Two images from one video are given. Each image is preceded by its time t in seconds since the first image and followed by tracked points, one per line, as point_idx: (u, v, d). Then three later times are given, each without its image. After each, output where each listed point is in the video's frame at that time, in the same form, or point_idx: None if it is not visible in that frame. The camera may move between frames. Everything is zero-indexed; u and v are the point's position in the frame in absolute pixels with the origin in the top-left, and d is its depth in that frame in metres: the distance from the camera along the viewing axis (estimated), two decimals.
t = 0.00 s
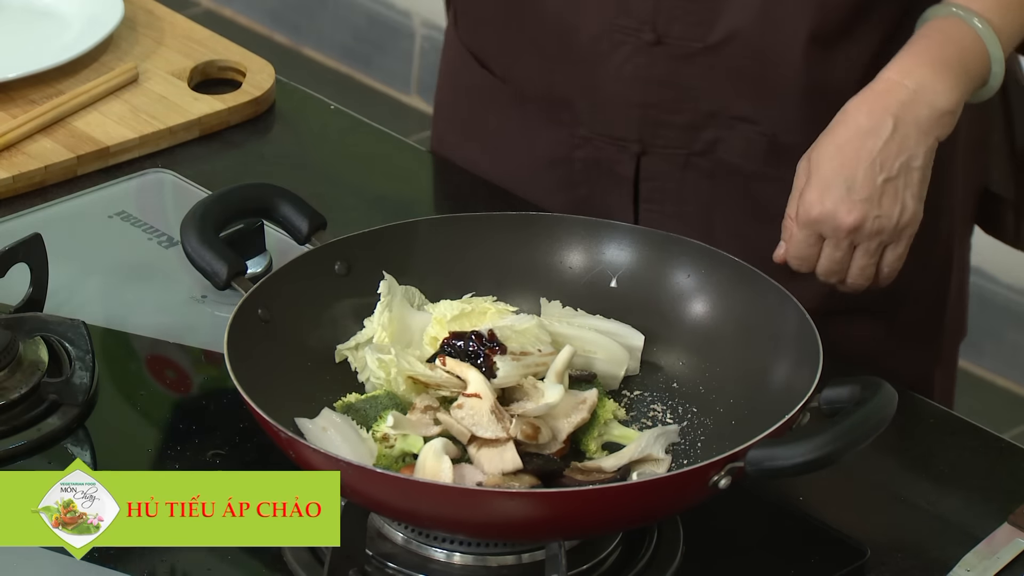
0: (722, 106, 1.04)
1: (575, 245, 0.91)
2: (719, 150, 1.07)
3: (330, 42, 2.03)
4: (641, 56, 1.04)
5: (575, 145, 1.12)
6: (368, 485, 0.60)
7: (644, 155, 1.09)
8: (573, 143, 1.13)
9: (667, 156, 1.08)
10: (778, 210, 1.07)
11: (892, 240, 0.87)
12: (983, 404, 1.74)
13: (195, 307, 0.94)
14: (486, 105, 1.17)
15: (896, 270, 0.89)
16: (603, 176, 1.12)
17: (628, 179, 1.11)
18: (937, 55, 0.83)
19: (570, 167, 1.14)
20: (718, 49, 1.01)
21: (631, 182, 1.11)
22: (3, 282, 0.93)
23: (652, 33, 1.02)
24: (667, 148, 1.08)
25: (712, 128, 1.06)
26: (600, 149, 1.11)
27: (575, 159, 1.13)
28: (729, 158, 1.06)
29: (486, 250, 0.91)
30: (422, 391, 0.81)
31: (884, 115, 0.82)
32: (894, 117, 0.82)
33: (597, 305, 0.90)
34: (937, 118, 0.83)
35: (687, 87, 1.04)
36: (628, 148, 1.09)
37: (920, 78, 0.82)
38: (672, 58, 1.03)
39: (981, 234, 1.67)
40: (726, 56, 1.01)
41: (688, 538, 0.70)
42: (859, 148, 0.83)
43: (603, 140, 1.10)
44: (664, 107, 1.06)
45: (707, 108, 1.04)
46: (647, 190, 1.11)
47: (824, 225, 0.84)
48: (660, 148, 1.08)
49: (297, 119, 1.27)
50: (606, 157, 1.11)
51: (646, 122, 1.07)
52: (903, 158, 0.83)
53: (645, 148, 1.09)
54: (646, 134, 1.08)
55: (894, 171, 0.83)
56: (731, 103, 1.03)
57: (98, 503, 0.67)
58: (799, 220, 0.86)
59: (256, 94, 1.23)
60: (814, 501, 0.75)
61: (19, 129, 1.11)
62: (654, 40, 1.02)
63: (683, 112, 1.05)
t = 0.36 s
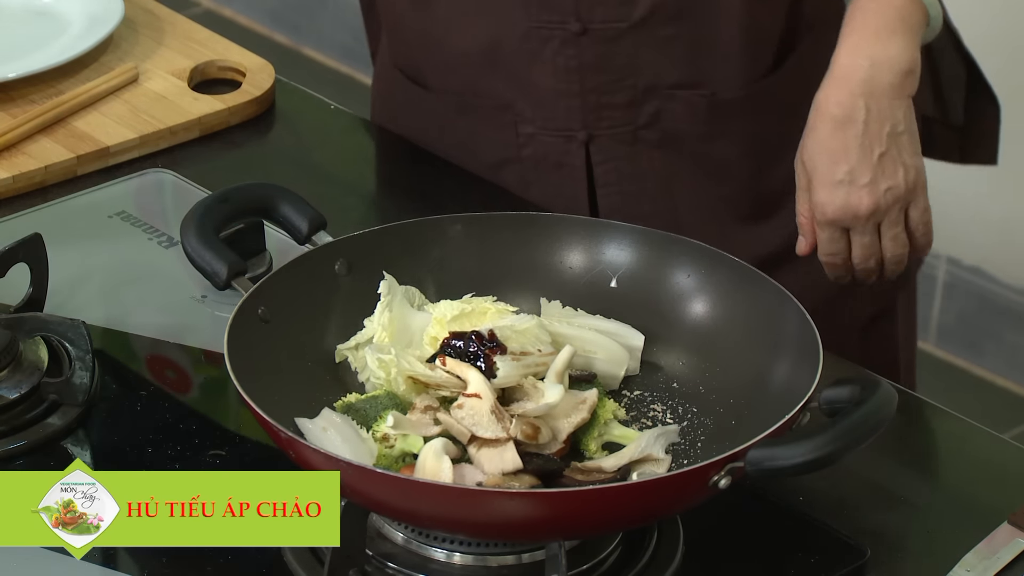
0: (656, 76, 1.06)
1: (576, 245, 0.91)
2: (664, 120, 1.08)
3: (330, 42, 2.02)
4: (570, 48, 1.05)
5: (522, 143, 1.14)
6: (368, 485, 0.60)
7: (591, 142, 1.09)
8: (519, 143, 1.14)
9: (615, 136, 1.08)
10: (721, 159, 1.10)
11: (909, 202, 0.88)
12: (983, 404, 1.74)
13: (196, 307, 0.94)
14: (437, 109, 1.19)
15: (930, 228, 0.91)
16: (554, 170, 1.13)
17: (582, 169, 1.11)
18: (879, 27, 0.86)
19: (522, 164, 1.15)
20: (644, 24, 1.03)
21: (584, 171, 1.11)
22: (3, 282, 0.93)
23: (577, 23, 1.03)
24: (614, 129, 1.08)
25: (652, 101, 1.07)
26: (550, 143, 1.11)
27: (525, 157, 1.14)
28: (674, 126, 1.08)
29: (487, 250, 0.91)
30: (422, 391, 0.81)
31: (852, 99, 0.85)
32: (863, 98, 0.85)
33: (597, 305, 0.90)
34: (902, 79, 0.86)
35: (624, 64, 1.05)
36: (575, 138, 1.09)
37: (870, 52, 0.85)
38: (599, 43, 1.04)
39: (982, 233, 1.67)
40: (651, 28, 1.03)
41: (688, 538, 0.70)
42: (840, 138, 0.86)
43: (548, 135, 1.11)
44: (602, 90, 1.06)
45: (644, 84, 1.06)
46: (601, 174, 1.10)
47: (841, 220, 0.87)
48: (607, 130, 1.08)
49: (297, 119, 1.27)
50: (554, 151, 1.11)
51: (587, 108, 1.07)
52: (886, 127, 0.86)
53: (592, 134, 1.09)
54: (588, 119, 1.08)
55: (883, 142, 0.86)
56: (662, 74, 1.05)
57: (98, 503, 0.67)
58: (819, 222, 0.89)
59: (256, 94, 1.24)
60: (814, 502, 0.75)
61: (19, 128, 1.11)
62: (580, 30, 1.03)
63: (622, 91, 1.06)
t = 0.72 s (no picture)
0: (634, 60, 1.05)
1: (576, 245, 0.91)
2: (641, 104, 1.08)
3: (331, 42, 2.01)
4: (549, 33, 1.05)
5: (502, 130, 1.14)
6: (368, 485, 0.60)
7: (569, 129, 1.09)
8: (499, 129, 1.15)
9: (592, 122, 1.09)
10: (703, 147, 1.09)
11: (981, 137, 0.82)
12: (984, 404, 1.73)
13: (196, 307, 0.94)
14: (420, 93, 1.20)
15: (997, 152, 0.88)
16: (533, 157, 1.14)
17: (560, 155, 1.11)
18: None
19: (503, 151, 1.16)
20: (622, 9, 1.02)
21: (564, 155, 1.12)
22: (3, 283, 0.93)
23: (555, 10, 1.03)
24: (592, 115, 1.08)
25: (629, 85, 1.07)
26: (527, 130, 1.12)
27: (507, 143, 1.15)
28: (654, 110, 1.08)
29: (488, 250, 0.91)
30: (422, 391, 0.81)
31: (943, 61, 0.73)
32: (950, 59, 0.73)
33: (598, 305, 0.90)
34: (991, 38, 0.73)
35: (602, 49, 1.04)
36: (554, 125, 1.09)
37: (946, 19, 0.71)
38: (579, 28, 1.04)
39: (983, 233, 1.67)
40: (629, 14, 1.02)
41: (688, 538, 0.70)
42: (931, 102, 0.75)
43: (528, 121, 1.11)
44: (581, 76, 1.06)
45: (623, 68, 1.05)
46: (583, 160, 1.10)
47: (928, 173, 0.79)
48: (586, 116, 1.08)
49: (297, 119, 1.27)
50: (533, 137, 1.12)
51: (567, 94, 1.07)
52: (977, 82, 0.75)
53: (571, 121, 1.08)
54: (568, 105, 1.08)
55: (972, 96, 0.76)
56: (643, 57, 1.05)
57: (98, 503, 0.67)
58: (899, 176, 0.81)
59: (256, 94, 1.24)
60: (814, 502, 0.75)
61: (19, 129, 1.11)
62: (558, 16, 1.03)
63: (599, 77, 1.06)
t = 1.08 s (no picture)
0: (720, 88, 0.96)
1: (576, 245, 0.91)
2: (719, 139, 0.99)
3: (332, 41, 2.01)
4: (636, 49, 0.96)
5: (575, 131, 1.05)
6: (368, 485, 0.60)
7: (643, 144, 1.01)
8: (571, 131, 1.05)
9: (667, 143, 1.00)
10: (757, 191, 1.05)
11: None
12: (983, 406, 1.74)
13: (195, 307, 0.94)
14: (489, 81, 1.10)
15: None
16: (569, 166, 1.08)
17: (629, 170, 1.03)
18: None
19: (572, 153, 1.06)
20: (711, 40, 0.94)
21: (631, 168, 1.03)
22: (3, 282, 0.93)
23: (646, 25, 0.95)
24: (668, 136, 0.99)
25: (709, 118, 0.98)
26: (602, 136, 1.03)
27: (577, 145, 1.05)
28: (729, 146, 0.99)
29: (488, 250, 0.91)
30: (421, 391, 0.81)
31: None
32: None
33: (597, 305, 0.90)
34: None
35: (684, 77, 0.96)
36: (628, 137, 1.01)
37: None
38: (670, 50, 0.95)
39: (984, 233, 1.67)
40: (717, 49, 0.94)
41: (687, 538, 0.71)
42: None
43: (603, 127, 1.02)
44: (662, 96, 0.98)
45: (701, 99, 0.97)
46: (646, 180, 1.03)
47: None
48: (662, 135, 1.00)
49: (297, 120, 1.27)
50: (605, 144, 1.03)
51: (645, 110, 0.99)
52: None
53: (645, 135, 1.00)
54: (644, 122, 0.99)
55: None
56: (724, 91, 0.96)
57: (98, 503, 0.67)
58: None
59: (255, 94, 1.23)
60: (813, 502, 0.75)
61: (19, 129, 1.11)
62: (648, 33, 0.95)
63: (679, 101, 0.97)
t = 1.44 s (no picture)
0: (852, 168, 0.87)
1: (576, 245, 0.91)
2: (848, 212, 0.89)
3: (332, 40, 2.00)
4: (773, 113, 0.89)
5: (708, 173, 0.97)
6: (368, 485, 0.60)
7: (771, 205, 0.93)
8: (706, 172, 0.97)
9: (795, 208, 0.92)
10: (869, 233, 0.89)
11: None
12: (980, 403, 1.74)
13: (195, 307, 0.94)
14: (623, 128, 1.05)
15: None
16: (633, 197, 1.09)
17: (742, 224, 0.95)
18: None
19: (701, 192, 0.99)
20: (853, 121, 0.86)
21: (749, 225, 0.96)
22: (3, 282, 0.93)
23: (785, 94, 0.87)
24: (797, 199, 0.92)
25: (839, 191, 0.89)
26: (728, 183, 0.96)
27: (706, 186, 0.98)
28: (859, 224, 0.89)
29: (488, 251, 0.91)
30: (421, 391, 0.81)
31: None
32: None
33: (598, 305, 0.90)
34: None
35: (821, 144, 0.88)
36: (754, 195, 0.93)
37: None
38: (805, 121, 0.88)
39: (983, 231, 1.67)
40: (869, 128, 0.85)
41: (689, 538, 0.70)
42: None
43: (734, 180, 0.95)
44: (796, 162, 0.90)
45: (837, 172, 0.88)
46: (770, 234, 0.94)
47: None
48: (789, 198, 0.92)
49: (297, 120, 1.27)
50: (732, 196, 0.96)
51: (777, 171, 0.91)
52: None
53: (773, 197, 0.93)
54: (774, 182, 0.92)
55: None
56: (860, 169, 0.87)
57: (98, 503, 0.67)
58: None
59: (256, 94, 1.23)
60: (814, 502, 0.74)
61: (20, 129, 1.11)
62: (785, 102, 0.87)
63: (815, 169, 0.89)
